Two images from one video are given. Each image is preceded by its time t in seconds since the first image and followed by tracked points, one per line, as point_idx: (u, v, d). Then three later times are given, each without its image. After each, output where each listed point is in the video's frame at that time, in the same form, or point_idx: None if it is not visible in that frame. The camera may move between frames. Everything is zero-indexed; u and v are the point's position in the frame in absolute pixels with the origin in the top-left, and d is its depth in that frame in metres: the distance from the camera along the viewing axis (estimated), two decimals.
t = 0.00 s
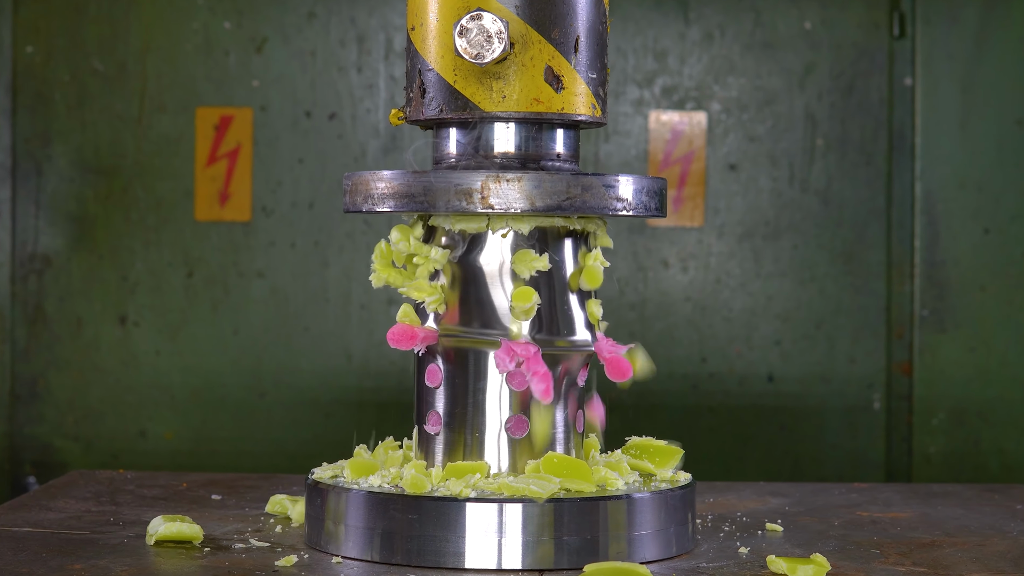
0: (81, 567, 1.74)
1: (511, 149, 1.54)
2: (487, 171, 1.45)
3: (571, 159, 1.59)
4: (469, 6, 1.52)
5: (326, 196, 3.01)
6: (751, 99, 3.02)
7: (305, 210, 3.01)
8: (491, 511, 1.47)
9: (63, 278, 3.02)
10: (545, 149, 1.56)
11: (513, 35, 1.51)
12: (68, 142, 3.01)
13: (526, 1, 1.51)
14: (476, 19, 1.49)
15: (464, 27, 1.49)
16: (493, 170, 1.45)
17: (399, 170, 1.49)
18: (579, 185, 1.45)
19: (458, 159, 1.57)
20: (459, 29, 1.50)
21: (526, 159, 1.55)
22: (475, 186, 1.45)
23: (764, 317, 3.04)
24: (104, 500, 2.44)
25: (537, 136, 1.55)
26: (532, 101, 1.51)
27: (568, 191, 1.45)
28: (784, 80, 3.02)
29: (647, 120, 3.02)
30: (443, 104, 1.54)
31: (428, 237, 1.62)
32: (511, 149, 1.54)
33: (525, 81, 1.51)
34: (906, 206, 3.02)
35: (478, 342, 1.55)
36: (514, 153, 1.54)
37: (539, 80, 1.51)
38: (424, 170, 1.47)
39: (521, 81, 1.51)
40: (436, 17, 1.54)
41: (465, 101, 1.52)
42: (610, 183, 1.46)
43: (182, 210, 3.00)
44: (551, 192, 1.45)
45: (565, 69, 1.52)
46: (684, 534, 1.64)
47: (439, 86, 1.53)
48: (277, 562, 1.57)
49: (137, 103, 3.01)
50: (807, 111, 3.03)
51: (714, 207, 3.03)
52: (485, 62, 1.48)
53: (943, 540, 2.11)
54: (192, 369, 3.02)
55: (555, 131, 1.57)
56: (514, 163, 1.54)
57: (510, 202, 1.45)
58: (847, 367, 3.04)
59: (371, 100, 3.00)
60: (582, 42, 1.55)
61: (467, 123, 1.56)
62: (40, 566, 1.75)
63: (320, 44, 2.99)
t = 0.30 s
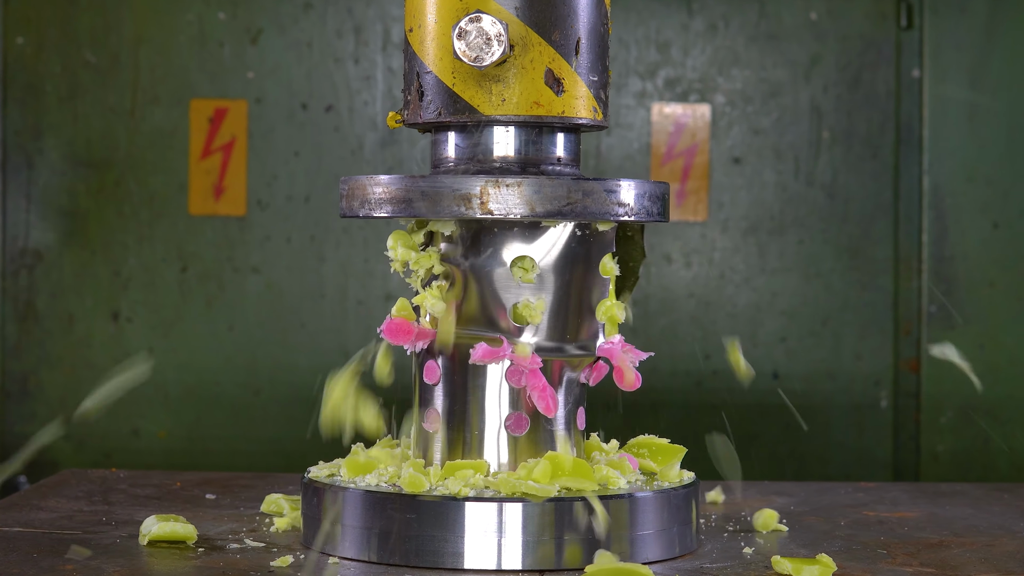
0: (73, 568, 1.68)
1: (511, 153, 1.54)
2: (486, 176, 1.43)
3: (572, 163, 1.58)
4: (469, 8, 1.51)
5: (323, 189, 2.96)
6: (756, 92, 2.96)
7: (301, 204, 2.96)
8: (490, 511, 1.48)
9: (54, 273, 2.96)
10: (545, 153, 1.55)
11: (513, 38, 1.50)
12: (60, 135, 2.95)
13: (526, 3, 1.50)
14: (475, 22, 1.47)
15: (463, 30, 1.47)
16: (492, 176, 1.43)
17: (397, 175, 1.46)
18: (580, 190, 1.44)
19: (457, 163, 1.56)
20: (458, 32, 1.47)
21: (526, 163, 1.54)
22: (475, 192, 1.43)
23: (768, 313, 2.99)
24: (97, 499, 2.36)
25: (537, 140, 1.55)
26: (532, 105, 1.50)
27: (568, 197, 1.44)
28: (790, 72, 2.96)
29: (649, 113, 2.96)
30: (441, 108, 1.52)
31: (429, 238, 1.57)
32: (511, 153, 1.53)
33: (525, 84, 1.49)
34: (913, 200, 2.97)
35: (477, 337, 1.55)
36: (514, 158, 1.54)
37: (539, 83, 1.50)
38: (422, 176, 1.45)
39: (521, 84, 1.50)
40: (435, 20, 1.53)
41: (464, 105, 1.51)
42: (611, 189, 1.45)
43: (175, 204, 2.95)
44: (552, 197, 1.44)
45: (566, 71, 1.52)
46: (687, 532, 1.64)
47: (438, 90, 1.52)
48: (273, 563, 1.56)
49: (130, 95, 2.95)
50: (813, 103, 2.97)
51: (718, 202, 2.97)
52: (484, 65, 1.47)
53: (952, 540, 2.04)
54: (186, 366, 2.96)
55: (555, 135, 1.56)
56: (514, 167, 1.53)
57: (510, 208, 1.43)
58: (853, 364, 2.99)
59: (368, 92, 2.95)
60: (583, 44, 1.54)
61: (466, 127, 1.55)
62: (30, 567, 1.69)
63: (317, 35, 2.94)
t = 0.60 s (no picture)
0: (65, 569, 1.62)
1: (510, 157, 1.47)
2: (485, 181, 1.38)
3: (573, 167, 1.51)
4: (467, 9, 1.45)
5: (319, 183, 2.90)
6: (761, 84, 2.91)
7: (297, 198, 2.90)
8: (490, 510, 1.43)
9: (45, 269, 2.91)
10: (546, 157, 1.48)
11: (512, 39, 1.43)
12: (51, 128, 2.90)
13: (526, 3, 1.44)
14: (474, 23, 1.41)
15: (462, 32, 1.41)
16: (491, 180, 1.38)
17: (394, 180, 1.42)
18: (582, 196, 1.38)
19: (455, 168, 1.49)
20: (456, 34, 1.41)
21: (526, 168, 1.47)
22: (473, 197, 1.38)
23: (773, 310, 2.93)
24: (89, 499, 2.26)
25: (538, 144, 1.48)
26: (532, 108, 1.44)
27: (569, 202, 1.38)
28: (795, 64, 2.91)
29: (652, 105, 2.91)
30: (439, 111, 1.45)
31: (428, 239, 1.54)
32: (511, 158, 1.47)
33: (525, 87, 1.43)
34: (921, 194, 2.92)
35: (473, 332, 1.51)
36: (513, 162, 1.47)
37: (539, 86, 1.44)
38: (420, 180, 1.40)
39: (520, 87, 1.44)
40: (432, 20, 1.47)
41: (462, 108, 1.44)
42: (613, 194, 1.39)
43: (169, 198, 2.90)
44: (552, 203, 1.38)
45: (567, 74, 1.45)
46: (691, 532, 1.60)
47: (435, 92, 1.45)
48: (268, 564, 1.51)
49: (123, 87, 2.89)
50: (819, 95, 2.91)
51: (722, 195, 2.92)
52: (483, 68, 1.40)
53: (961, 541, 1.97)
54: (180, 363, 2.91)
55: (556, 139, 1.49)
56: (513, 172, 1.47)
57: (509, 214, 1.37)
58: (860, 361, 2.94)
59: (366, 84, 2.89)
60: (584, 46, 1.47)
61: (465, 130, 1.48)
62: (20, 569, 1.63)
63: (313, 26, 2.88)
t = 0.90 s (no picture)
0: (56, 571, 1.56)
1: (510, 162, 1.48)
2: (485, 187, 1.38)
3: (573, 171, 1.53)
4: (466, 11, 1.45)
5: (316, 177, 2.85)
6: (765, 76, 2.85)
7: (293, 192, 2.85)
8: (489, 510, 1.43)
9: (37, 264, 2.85)
10: (545, 161, 1.49)
11: (512, 43, 1.44)
12: (42, 121, 2.84)
13: (526, 6, 1.45)
14: (473, 27, 1.42)
15: (461, 35, 1.42)
16: (491, 186, 1.38)
17: (392, 185, 1.42)
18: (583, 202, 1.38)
19: (454, 172, 1.50)
20: (456, 37, 1.42)
21: (526, 172, 1.48)
22: (473, 203, 1.38)
23: (778, 306, 2.88)
24: (82, 500, 2.17)
25: (538, 148, 1.49)
26: (532, 112, 1.45)
27: (570, 208, 1.39)
28: (800, 55, 2.85)
29: (655, 97, 2.85)
30: (438, 115, 1.46)
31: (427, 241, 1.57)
32: (511, 162, 1.48)
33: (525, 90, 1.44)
34: (928, 188, 2.86)
35: (472, 328, 1.52)
36: (513, 167, 1.48)
37: (539, 89, 1.45)
38: (419, 186, 1.40)
39: (521, 91, 1.45)
40: (431, 24, 1.47)
41: (462, 112, 1.45)
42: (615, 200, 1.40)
43: (163, 192, 2.84)
44: (552, 209, 1.39)
45: (567, 78, 1.46)
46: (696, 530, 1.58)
47: (434, 95, 1.46)
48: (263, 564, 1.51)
49: (116, 79, 2.84)
50: (825, 87, 2.86)
51: (726, 189, 2.87)
52: (482, 72, 1.42)
53: (970, 541, 1.90)
54: (174, 361, 2.86)
55: (556, 143, 1.50)
56: (513, 176, 1.48)
57: (509, 220, 1.37)
58: (866, 359, 2.89)
59: (363, 76, 2.84)
60: (585, 49, 1.48)
61: (464, 135, 1.49)
62: (10, 571, 1.57)
63: (309, 17, 2.83)
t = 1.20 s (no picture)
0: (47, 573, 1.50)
1: (510, 167, 1.50)
2: (485, 193, 1.41)
3: (575, 176, 1.54)
4: (466, 14, 1.47)
5: (312, 170, 2.80)
6: (770, 68, 2.80)
7: (289, 186, 2.80)
8: (489, 509, 1.44)
9: (28, 259, 2.80)
10: (546, 166, 1.51)
11: (512, 46, 1.46)
12: (34, 114, 2.79)
13: (526, 9, 1.47)
14: (473, 30, 1.43)
15: (460, 38, 1.44)
16: (491, 193, 1.41)
17: (390, 192, 1.45)
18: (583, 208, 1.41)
19: (453, 177, 1.52)
20: (455, 40, 1.44)
21: (526, 177, 1.51)
22: (473, 210, 1.41)
23: (783, 302, 2.83)
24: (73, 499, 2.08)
25: (538, 153, 1.51)
26: (533, 116, 1.47)
27: (571, 214, 1.41)
28: (805, 47, 2.80)
29: (657, 90, 2.80)
30: (437, 119, 1.49)
31: (425, 246, 1.56)
32: (511, 167, 1.50)
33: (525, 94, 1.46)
34: (936, 182, 2.81)
35: (470, 323, 1.53)
36: (513, 172, 1.50)
37: (539, 93, 1.47)
38: (417, 192, 1.43)
39: (521, 94, 1.47)
40: (430, 27, 1.50)
41: (461, 116, 1.47)
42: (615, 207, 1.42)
43: (156, 186, 2.79)
44: (553, 216, 1.41)
45: (568, 81, 1.48)
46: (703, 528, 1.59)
47: (433, 100, 1.49)
48: (258, 566, 1.50)
49: (109, 71, 2.79)
50: (830, 80, 2.81)
51: (730, 183, 2.82)
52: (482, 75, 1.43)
53: (980, 542, 1.85)
54: (168, 358, 2.81)
55: (557, 148, 1.52)
56: (513, 181, 1.50)
57: (509, 226, 1.40)
58: (873, 356, 2.84)
59: (360, 68, 2.79)
60: (587, 51, 1.50)
61: (463, 139, 1.51)
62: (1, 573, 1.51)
63: (306, 8, 2.78)
